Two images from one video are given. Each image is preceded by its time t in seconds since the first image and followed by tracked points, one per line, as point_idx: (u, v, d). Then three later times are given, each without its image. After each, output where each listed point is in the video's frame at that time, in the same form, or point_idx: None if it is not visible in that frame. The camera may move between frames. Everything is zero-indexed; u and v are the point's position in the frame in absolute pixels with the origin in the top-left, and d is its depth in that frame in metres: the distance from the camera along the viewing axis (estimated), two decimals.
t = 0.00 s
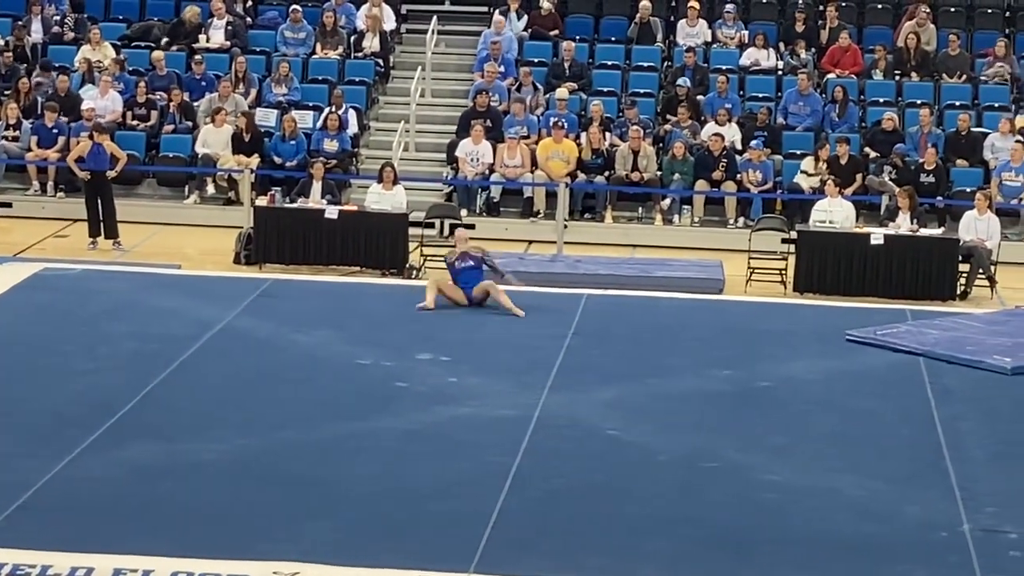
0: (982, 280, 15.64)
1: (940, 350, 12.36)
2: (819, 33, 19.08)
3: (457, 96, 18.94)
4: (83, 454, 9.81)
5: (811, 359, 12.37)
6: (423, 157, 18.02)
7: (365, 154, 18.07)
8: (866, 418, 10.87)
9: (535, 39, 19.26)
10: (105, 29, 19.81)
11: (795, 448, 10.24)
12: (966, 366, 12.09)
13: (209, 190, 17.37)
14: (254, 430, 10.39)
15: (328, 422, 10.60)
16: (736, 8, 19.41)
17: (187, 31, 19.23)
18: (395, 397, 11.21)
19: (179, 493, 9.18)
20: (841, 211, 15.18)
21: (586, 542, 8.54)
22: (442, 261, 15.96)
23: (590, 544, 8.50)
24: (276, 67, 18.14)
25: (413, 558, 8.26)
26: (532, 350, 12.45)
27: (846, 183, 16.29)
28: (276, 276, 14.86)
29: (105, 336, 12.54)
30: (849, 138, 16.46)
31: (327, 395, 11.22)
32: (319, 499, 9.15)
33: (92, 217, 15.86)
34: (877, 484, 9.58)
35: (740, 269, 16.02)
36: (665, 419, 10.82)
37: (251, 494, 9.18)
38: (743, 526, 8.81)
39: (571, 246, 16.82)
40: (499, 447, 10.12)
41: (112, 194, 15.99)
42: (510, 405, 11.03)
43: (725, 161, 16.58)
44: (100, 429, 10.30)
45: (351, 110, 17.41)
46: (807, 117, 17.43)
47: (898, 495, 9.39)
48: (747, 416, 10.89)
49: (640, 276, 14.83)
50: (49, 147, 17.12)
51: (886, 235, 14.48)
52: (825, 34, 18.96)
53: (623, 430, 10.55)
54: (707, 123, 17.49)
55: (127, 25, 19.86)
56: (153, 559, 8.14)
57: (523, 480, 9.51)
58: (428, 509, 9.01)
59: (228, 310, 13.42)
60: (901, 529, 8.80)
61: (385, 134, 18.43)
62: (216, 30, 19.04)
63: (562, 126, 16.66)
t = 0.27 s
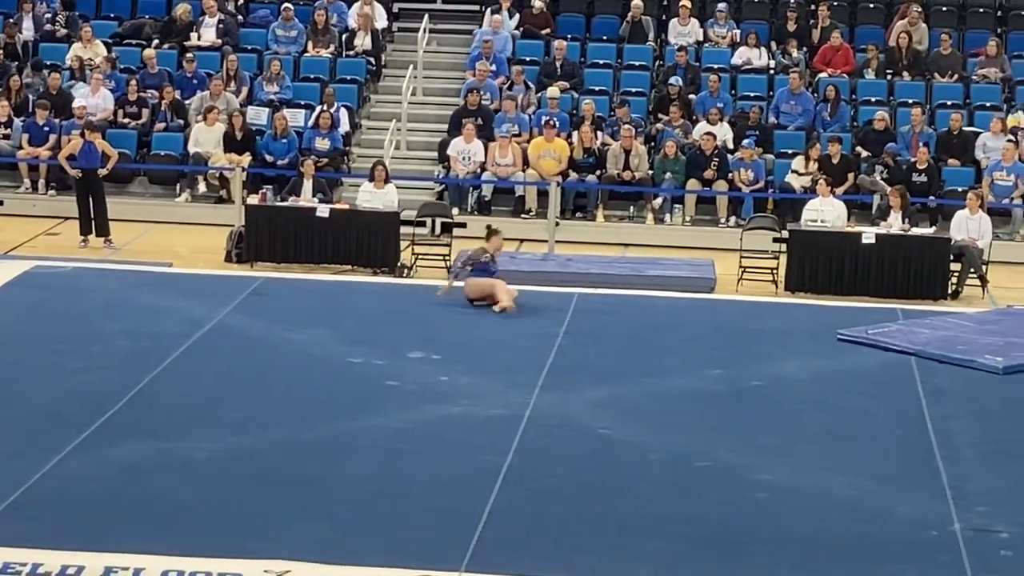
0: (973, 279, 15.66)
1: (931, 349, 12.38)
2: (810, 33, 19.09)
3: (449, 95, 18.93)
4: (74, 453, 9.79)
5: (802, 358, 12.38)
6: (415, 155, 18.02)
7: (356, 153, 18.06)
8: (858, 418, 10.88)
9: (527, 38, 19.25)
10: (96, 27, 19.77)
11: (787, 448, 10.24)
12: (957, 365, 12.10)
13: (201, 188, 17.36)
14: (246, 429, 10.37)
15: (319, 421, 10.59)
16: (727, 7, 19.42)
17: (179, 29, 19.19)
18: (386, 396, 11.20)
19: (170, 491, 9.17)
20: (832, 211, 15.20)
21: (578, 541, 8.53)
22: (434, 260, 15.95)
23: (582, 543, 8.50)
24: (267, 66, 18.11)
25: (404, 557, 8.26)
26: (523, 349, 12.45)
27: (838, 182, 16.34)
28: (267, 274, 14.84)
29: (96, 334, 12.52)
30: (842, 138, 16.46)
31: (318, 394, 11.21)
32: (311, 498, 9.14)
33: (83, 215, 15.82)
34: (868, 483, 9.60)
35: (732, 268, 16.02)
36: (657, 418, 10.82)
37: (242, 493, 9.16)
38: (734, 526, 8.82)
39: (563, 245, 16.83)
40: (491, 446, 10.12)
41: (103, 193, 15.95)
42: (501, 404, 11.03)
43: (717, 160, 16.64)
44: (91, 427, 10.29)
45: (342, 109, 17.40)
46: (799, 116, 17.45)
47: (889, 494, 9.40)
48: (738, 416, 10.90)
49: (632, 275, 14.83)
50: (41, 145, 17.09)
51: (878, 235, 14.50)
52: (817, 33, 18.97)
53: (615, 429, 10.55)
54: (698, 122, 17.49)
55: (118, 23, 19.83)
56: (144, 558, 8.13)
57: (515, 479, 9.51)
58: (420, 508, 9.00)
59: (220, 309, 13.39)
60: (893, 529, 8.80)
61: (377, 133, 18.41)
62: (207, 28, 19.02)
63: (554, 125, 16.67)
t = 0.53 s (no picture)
0: (961, 283, 15.70)
1: (920, 353, 12.40)
2: (800, 37, 19.12)
3: (438, 98, 18.95)
4: (63, 455, 9.78)
5: (791, 362, 12.40)
6: (404, 158, 18.01)
7: (345, 155, 18.05)
8: (846, 421, 10.90)
9: (516, 41, 19.25)
10: (86, 30, 19.76)
11: (775, 451, 10.26)
12: (945, 369, 12.13)
13: (190, 191, 17.34)
14: (234, 432, 10.37)
15: (308, 424, 10.59)
16: (716, 12, 19.47)
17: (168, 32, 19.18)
18: (375, 399, 11.20)
19: (159, 494, 9.16)
20: (821, 214, 15.24)
21: (568, 544, 8.54)
22: (422, 263, 15.95)
23: (570, 546, 8.50)
24: (256, 69, 18.10)
25: (393, 560, 8.26)
26: (512, 352, 12.45)
27: (826, 185, 16.39)
28: (256, 277, 14.83)
29: (85, 337, 12.50)
30: (830, 142, 16.53)
31: (307, 397, 11.21)
32: (299, 501, 9.13)
33: (72, 217, 15.81)
34: (857, 487, 9.62)
35: (720, 272, 16.04)
36: (646, 421, 10.83)
37: (231, 496, 9.16)
38: (723, 529, 8.83)
39: (552, 248, 16.84)
40: (480, 449, 10.12)
41: (92, 196, 15.93)
42: (490, 407, 11.03)
43: (705, 164, 16.60)
44: (80, 430, 10.28)
45: (332, 112, 17.39)
46: (787, 120, 17.49)
47: (877, 498, 9.41)
48: (726, 419, 10.92)
49: (621, 278, 14.86)
50: (30, 148, 17.07)
51: (866, 238, 14.54)
52: (806, 38, 19.01)
53: (604, 432, 10.56)
54: (687, 125, 17.52)
55: (108, 26, 19.82)
56: (133, 561, 8.12)
57: (504, 482, 9.51)
58: (409, 511, 9.00)
59: (209, 312, 13.38)
60: (881, 533, 8.82)
61: (365, 136, 18.40)
62: (197, 31, 19.02)
63: (543, 128, 16.68)
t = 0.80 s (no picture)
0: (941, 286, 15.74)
1: (900, 356, 12.43)
2: (781, 40, 19.16)
3: (419, 100, 18.95)
4: (42, 458, 9.75)
5: (771, 364, 12.42)
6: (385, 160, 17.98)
7: (327, 157, 18.03)
8: (826, 424, 10.92)
9: (498, 43, 19.26)
10: (66, 31, 19.72)
11: (755, 453, 10.28)
12: (925, 372, 12.16)
13: (171, 193, 17.31)
14: (214, 434, 10.34)
15: (288, 427, 10.57)
16: (698, 14, 19.50)
17: (148, 32, 19.13)
18: (355, 401, 11.19)
19: (138, 497, 9.13)
20: (802, 218, 15.28)
21: (548, 547, 8.54)
22: (404, 265, 15.93)
23: (550, 549, 8.51)
24: (238, 70, 18.08)
25: (372, 562, 8.25)
26: (493, 354, 12.45)
27: (807, 188, 16.43)
28: (236, 279, 14.80)
29: (64, 339, 12.46)
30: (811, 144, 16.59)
31: (287, 399, 11.19)
32: (278, 503, 9.11)
33: (52, 219, 15.77)
34: (836, 489, 9.64)
35: (701, 274, 16.07)
36: (626, 424, 10.84)
37: (211, 499, 9.13)
38: (702, 532, 8.84)
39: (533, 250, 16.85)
40: (460, 452, 10.12)
41: (73, 198, 15.90)
42: (471, 410, 11.03)
43: (687, 166, 16.61)
44: (59, 432, 10.24)
45: (313, 113, 17.37)
46: (769, 123, 17.49)
47: (857, 500, 9.44)
48: (707, 422, 10.93)
49: (602, 281, 14.88)
50: (10, 149, 17.02)
51: (846, 241, 14.60)
52: (787, 41, 19.05)
53: (584, 435, 10.57)
54: (668, 128, 17.55)
55: (88, 27, 19.78)
56: (111, 564, 8.09)
57: (484, 485, 9.51)
58: (390, 514, 8.99)
59: (189, 314, 13.36)
60: (860, 535, 8.84)
61: (347, 138, 18.38)
62: (178, 32, 19.00)
63: (525, 131, 16.66)
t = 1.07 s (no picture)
0: (928, 288, 15.78)
1: (886, 358, 12.46)
2: (768, 42, 19.19)
3: (406, 102, 18.93)
4: (28, 459, 9.72)
5: (758, 366, 12.43)
6: (373, 161, 17.99)
7: (313, 159, 18.01)
8: (813, 425, 10.94)
9: (485, 45, 19.25)
10: (52, 32, 19.68)
11: (742, 455, 10.29)
12: (911, 374, 12.19)
13: (157, 194, 17.30)
14: (200, 435, 10.33)
15: (275, 428, 10.55)
16: (685, 16, 19.51)
17: (134, 33, 19.10)
18: (342, 403, 11.18)
19: (124, 498, 9.12)
20: (788, 219, 15.30)
21: (535, 548, 8.54)
22: (391, 267, 15.91)
23: (537, 550, 8.51)
24: (224, 72, 18.06)
25: (359, 564, 8.24)
26: (480, 356, 12.45)
27: (795, 190, 16.43)
28: (223, 280, 14.78)
29: (51, 340, 12.44)
30: (798, 146, 16.62)
31: (274, 400, 11.18)
32: (266, 505, 9.10)
33: (38, 220, 15.72)
34: (824, 490, 9.65)
35: (688, 276, 16.08)
36: (613, 425, 10.85)
37: (197, 500, 9.12)
38: (689, 533, 8.84)
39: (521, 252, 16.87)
40: (447, 453, 10.11)
41: (59, 199, 15.86)
42: (457, 411, 11.02)
43: (674, 168, 16.65)
44: (45, 433, 10.22)
45: (300, 114, 17.34)
46: (756, 124, 17.53)
47: (843, 502, 9.45)
48: (693, 423, 10.94)
49: (589, 282, 14.89)
50: None
51: (833, 243, 14.62)
52: (774, 42, 19.06)
53: (571, 436, 10.57)
54: (655, 130, 17.56)
55: (74, 29, 19.75)
56: (97, 566, 8.08)
57: (471, 486, 9.50)
58: (377, 515, 8.98)
59: (176, 315, 13.33)
60: (847, 536, 8.85)
61: (334, 139, 18.36)
62: (164, 33, 18.97)
63: (511, 133, 16.61)
